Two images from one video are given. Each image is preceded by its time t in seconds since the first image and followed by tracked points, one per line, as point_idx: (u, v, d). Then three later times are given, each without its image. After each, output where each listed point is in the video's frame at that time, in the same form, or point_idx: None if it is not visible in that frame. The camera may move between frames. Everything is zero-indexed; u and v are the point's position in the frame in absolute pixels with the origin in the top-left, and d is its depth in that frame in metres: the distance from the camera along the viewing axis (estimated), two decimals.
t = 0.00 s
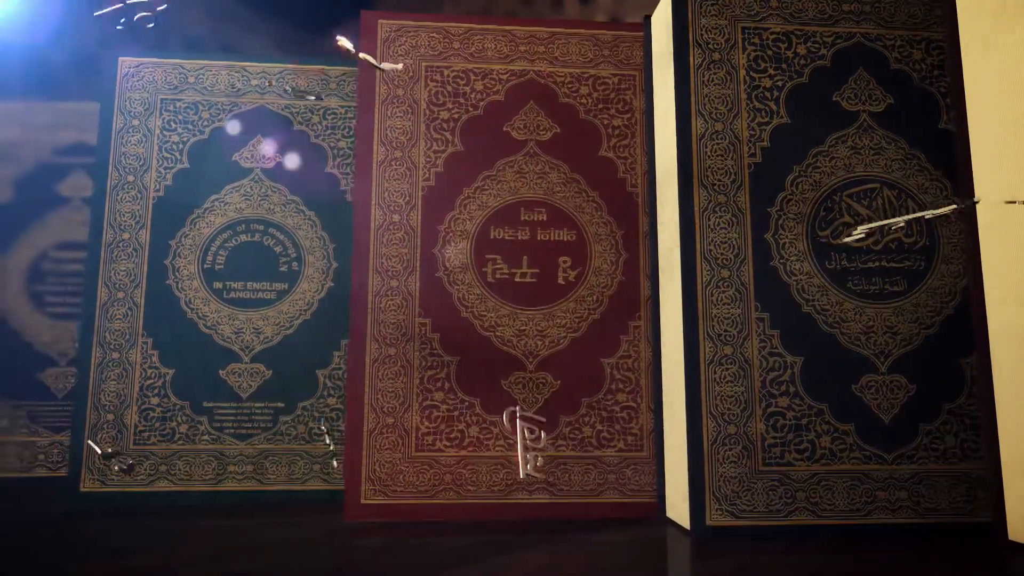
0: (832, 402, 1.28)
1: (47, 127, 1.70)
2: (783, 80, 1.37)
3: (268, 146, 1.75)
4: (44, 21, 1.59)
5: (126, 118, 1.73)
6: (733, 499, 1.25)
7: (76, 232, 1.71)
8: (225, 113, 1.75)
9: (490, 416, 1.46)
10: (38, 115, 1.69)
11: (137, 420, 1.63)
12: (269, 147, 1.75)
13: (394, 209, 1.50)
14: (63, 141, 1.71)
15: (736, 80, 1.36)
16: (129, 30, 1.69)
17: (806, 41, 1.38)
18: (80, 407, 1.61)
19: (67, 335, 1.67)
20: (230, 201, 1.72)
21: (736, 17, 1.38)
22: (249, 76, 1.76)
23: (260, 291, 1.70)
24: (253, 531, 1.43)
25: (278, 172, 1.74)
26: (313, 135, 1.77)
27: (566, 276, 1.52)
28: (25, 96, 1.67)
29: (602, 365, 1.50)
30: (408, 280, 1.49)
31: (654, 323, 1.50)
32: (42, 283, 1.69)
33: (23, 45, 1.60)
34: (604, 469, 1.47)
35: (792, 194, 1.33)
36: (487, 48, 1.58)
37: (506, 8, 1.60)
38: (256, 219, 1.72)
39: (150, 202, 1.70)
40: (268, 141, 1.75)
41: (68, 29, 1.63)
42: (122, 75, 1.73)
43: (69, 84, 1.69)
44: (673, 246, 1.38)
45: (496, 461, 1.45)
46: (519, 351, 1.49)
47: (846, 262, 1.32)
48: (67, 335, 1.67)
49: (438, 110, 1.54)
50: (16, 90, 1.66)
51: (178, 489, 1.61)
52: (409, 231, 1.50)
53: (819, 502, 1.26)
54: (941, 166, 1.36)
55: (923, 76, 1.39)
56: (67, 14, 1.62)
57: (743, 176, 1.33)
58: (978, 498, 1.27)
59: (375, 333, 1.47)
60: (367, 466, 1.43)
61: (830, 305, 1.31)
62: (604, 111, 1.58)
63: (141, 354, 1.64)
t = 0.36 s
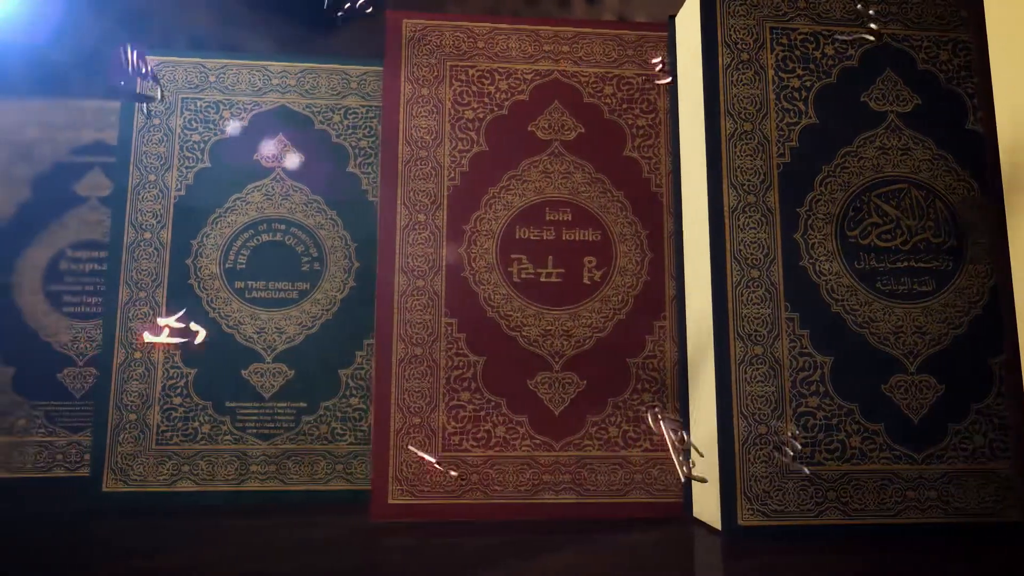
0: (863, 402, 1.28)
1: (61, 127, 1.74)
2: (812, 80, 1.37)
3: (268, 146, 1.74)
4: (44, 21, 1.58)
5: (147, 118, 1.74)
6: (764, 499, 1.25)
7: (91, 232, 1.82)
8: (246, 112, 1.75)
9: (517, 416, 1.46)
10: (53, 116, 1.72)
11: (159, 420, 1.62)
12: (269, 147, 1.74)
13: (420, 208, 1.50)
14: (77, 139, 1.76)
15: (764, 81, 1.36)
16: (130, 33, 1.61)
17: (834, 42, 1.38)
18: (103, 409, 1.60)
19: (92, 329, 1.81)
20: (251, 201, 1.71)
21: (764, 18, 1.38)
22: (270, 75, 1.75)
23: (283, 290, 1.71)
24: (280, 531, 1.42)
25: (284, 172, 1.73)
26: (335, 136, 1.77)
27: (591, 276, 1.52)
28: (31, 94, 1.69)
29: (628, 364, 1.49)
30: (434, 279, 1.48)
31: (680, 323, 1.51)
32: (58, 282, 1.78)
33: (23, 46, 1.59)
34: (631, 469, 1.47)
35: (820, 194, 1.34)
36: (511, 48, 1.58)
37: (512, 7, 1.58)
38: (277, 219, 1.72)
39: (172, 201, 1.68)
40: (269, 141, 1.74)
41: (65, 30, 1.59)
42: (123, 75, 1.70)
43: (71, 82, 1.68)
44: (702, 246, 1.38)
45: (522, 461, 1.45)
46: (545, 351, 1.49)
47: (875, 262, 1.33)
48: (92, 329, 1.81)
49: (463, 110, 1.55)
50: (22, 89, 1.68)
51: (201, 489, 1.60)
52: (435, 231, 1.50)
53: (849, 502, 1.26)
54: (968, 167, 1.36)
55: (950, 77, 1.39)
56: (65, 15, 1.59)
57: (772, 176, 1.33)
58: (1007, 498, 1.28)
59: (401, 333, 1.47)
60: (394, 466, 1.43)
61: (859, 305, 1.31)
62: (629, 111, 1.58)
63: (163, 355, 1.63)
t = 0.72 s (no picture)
0: (892, 402, 1.29)
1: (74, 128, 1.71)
2: (840, 81, 1.37)
3: (267, 146, 1.72)
4: (44, 19, 1.58)
5: (168, 117, 1.72)
6: (795, 498, 1.26)
7: (110, 232, 1.78)
8: (269, 112, 1.74)
9: (543, 415, 1.46)
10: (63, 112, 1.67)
11: (182, 419, 1.62)
12: (269, 147, 1.72)
13: (446, 208, 1.50)
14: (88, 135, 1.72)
15: (792, 82, 1.37)
16: (132, 27, 1.62)
17: (861, 43, 1.39)
18: (125, 407, 1.60)
19: (111, 328, 1.74)
20: (273, 201, 1.71)
21: (792, 18, 1.39)
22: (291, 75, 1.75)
23: (304, 290, 1.70)
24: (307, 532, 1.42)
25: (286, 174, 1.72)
26: (357, 135, 1.77)
27: (616, 276, 1.52)
28: (28, 93, 1.64)
29: (654, 364, 1.50)
30: (460, 279, 1.49)
31: (705, 323, 1.51)
32: (75, 282, 1.71)
33: (21, 45, 1.59)
34: (657, 469, 1.47)
35: (849, 195, 1.34)
36: (536, 48, 1.58)
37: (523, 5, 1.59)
38: (298, 219, 1.71)
39: (194, 200, 1.69)
40: (268, 141, 1.72)
41: (66, 28, 1.59)
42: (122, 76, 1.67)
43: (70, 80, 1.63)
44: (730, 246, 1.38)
45: (549, 460, 1.45)
46: (571, 351, 1.49)
47: (903, 262, 1.33)
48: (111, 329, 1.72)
49: (488, 110, 1.55)
50: (20, 88, 1.63)
51: (225, 489, 1.60)
52: (461, 231, 1.50)
53: (879, 502, 1.27)
54: (996, 168, 1.37)
55: (977, 78, 1.39)
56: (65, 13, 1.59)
57: (801, 177, 1.34)
58: None
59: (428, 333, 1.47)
60: (422, 466, 1.43)
61: (888, 305, 1.32)
62: (653, 111, 1.58)
63: (186, 354, 1.63)
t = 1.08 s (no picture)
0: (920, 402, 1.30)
1: (89, 129, 1.76)
2: (867, 82, 1.38)
3: (268, 146, 1.73)
4: (44, 19, 1.62)
5: (191, 116, 1.72)
6: (825, 498, 1.26)
7: (129, 229, 1.82)
8: (290, 111, 1.74)
9: (570, 415, 1.47)
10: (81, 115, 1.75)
11: (205, 419, 1.62)
12: (269, 147, 1.72)
13: (472, 208, 1.51)
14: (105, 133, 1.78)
15: (820, 83, 1.37)
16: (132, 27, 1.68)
17: (888, 44, 1.39)
18: (149, 407, 1.60)
19: (129, 328, 1.80)
20: (295, 201, 1.71)
21: (820, 20, 1.39)
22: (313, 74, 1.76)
23: (327, 291, 1.70)
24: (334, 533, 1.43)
25: (292, 176, 1.72)
26: (378, 135, 1.77)
27: (642, 276, 1.53)
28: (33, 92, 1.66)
29: (679, 364, 1.50)
30: (487, 279, 1.49)
31: (729, 323, 1.51)
32: (93, 282, 1.79)
33: (20, 45, 1.62)
34: (682, 469, 1.48)
35: (876, 196, 1.35)
36: (560, 48, 1.58)
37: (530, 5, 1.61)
38: (320, 218, 1.72)
39: (217, 199, 1.69)
40: (268, 141, 1.72)
41: (67, 28, 1.65)
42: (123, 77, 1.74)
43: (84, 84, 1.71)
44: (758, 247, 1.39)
45: (575, 460, 1.46)
46: (597, 351, 1.49)
47: (931, 263, 1.34)
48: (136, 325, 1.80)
49: (513, 110, 1.55)
50: (23, 87, 1.65)
51: (250, 489, 1.60)
52: (487, 230, 1.50)
53: (908, 501, 1.27)
54: (1021, 169, 1.38)
55: (1002, 80, 1.40)
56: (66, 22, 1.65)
57: (829, 178, 1.34)
58: None
59: (454, 333, 1.47)
60: (449, 465, 1.43)
61: (916, 306, 1.32)
62: (677, 112, 1.59)
63: (209, 354, 1.63)
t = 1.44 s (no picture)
0: (948, 402, 1.30)
1: (113, 130, 1.75)
2: (893, 84, 1.39)
3: (268, 145, 1.72)
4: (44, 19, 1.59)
5: (213, 116, 1.72)
6: (854, 497, 1.28)
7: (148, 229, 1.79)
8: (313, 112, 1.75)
9: (596, 415, 1.47)
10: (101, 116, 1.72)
11: (229, 420, 1.62)
12: (269, 146, 1.72)
13: (498, 209, 1.51)
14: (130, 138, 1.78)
15: (847, 84, 1.38)
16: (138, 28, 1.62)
17: (914, 46, 1.40)
18: (173, 407, 1.60)
19: (149, 329, 1.75)
20: (318, 202, 1.71)
21: (846, 22, 1.40)
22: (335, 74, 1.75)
23: (351, 290, 1.70)
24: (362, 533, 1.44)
25: (293, 172, 1.72)
26: (401, 135, 1.78)
27: (666, 276, 1.53)
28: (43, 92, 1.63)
29: (705, 364, 1.51)
30: (513, 280, 1.49)
31: (755, 324, 1.52)
32: (113, 283, 1.74)
33: (20, 45, 1.59)
34: (708, 468, 1.48)
35: (903, 197, 1.36)
36: (585, 49, 1.59)
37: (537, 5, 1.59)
38: (343, 219, 1.72)
39: (239, 200, 1.68)
40: (268, 141, 1.72)
41: (68, 25, 1.61)
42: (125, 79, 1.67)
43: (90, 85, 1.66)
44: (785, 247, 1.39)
45: (602, 459, 1.46)
46: (623, 352, 1.50)
47: (957, 264, 1.35)
48: (160, 324, 1.75)
49: (538, 111, 1.55)
50: (33, 85, 1.61)
51: (274, 488, 1.61)
52: (513, 232, 1.51)
53: (936, 501, 1.28)
54: None
55: None
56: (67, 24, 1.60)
57: (856, 179, 1.35)
58: None
59: (481, 333, 1.47)
60: (476, 465, 1.44)
61: (944, 306, 1.33)
62: (701, 113, 1.59)
63: (233, 354, 1.63)
